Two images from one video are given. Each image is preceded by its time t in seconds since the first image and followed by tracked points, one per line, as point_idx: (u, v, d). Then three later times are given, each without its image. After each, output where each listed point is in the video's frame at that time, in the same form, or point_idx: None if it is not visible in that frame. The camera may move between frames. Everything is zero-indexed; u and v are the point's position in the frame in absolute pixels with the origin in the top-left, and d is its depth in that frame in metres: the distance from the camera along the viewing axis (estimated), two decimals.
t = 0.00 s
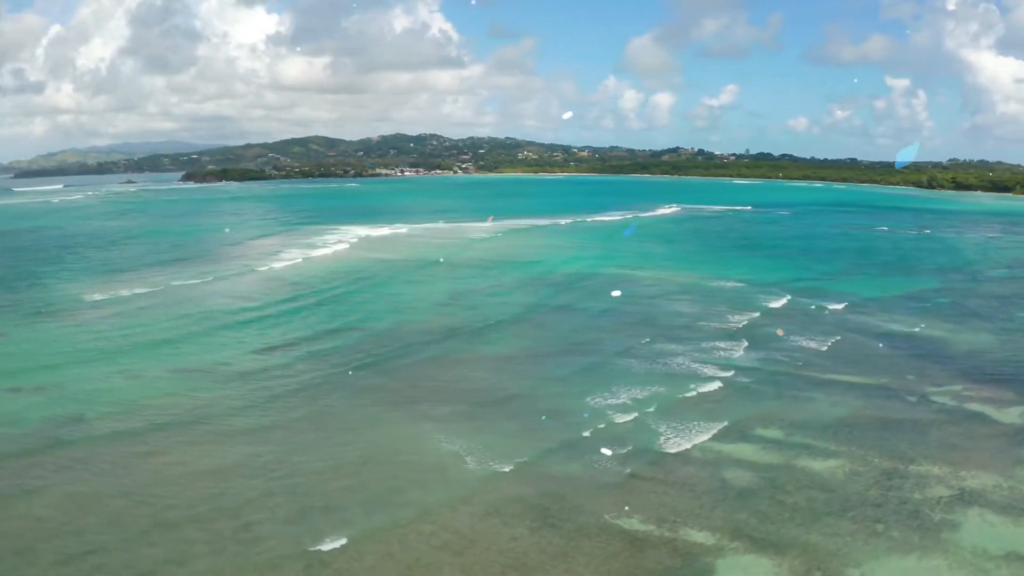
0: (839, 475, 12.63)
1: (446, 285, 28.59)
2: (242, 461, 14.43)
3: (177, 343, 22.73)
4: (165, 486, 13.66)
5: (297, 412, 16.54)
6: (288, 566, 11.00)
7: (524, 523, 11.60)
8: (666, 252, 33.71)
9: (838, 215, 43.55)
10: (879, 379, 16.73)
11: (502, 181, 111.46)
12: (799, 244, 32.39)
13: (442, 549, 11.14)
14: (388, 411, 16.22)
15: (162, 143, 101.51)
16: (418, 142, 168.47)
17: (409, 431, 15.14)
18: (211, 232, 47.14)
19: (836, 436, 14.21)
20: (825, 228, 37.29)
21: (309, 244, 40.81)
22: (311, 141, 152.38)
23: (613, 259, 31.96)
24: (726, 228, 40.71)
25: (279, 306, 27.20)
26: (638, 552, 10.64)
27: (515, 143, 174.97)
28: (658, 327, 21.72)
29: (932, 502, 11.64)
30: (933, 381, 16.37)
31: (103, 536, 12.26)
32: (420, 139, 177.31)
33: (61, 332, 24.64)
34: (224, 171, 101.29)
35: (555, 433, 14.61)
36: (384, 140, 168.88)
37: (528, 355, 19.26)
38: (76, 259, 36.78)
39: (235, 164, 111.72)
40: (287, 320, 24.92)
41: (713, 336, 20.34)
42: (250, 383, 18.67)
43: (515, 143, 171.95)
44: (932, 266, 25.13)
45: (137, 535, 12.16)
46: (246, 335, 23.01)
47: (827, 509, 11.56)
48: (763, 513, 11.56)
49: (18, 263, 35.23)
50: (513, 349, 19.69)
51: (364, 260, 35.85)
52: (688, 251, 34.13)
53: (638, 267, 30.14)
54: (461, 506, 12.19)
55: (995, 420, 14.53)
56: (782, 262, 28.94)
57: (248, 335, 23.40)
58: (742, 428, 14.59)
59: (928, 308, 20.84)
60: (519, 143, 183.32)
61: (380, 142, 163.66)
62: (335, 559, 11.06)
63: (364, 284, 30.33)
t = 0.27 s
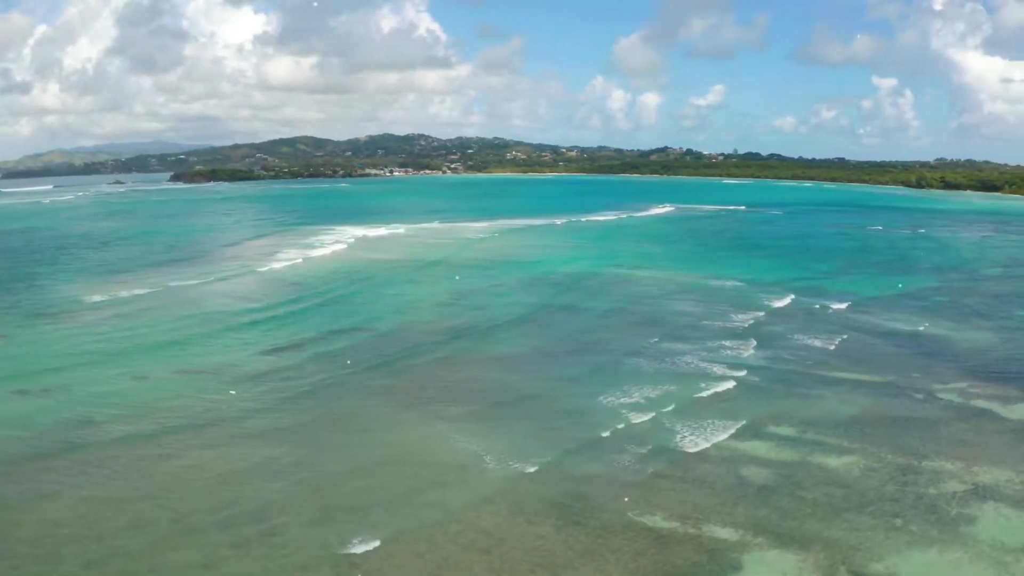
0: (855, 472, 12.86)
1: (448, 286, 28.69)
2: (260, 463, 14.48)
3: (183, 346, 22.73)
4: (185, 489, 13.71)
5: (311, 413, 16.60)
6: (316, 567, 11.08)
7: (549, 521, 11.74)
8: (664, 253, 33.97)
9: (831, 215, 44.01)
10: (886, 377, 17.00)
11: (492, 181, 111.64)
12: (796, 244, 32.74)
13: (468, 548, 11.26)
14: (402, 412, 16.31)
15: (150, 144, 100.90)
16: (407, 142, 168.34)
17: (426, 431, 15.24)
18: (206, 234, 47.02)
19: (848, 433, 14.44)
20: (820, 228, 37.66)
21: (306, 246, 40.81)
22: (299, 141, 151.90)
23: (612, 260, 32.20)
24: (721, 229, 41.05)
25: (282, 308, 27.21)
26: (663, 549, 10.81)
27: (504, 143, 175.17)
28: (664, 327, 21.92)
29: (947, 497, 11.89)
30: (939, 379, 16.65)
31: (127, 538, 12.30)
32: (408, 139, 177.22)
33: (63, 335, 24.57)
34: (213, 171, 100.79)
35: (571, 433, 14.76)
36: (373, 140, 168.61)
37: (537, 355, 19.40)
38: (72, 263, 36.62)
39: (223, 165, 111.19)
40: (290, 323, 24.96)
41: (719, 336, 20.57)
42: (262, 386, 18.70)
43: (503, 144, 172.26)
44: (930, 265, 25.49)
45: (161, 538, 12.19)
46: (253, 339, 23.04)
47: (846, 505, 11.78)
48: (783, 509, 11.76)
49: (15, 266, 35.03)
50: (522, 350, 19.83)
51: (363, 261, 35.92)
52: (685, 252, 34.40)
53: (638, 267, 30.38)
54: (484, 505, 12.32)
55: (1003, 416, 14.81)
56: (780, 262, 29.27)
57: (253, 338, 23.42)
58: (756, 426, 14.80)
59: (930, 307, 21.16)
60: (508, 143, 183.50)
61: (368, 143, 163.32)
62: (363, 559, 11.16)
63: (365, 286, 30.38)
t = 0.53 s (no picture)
0: (870, 468, 13.10)
1: (449, 287, 28.76)
2: (278, 466, 14.53)
3: (190, 351, 22.73)
4: (206, 492, 13.75)
5: (326, 415, 16.67)
6: (345, 567, 11.15)
7: (574, 518, 11.89)
8: (661, 253, 34.24)
9: (824, 215, 44.43)
10: (892, 374, 17.28)
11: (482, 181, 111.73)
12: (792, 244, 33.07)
13: (496, 546, 11.38)
14: (418, 412, 16.39)
15: (138, 145, 100.22)
16: (395, 142, 168.05)
17: (443, 432, 15.33)
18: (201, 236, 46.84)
19: (860, 430, 14.69)
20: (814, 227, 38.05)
21: (303, 248, 40.73)
22: (286, 141, 151.17)
23: (612, 261, 32.42)
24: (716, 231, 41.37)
25: (286, 311, 27.23)
26: (690, 545, 10.98)
27: (492, 143, 175.32)
28: (669, 326, 22.13)
29: (963, 492, 12.15)
30: (945, 376, 16.94)
31: (151, 541, 12.33)
32: (396, 139, 176.84)
33: (67, 340, 24.46)
34: (201, 172, 100.19)
35: (587, 432, 14.92)
36: (361, 140, 168.14)
37: (547, 356, 19.54)
38: (69, 267, 36.38)
39: (211, 165, 110.60)
40: (294, 326, 24.97)
41: (725, 335, 20.79)
42: (274, 388, 18.75)
43: (491, 144, 172.32)
44: (927, 265, 25.87)
45: (185, 542, 12.22)
46: (259, 343, 23.07)
47: (864, 500, 12.01)
48: (803, 505, 11.97)
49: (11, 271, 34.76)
50: (531, 351, 19.97)
51: (363, 262, 35.90)
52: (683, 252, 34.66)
53: (638, 268, 30.61)
54: (508, 505, 12.45)
55: (1010, 412, 15.11)
56: (779, 262, 29.57)
57: (258, 342, 23.42)
58: (768, 423, 15.02)
59: (930, 305, 21.47)
60: (496, 143, 183.63)
61: (356, 143, 162.86)
62: (392, 558, 11.25)
63: (368, 286, 30.43)
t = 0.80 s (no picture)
0: (884, 464, 13.36)
1: (451, 288, 28.87)
2: (297, 467, 14.60)
3: (197, 354, 22.72)
4: (226, 495, 13.80)
5: (341, 416, 16.75)
6: (373, 566, 11.27)
7: (597, 516, 12.06)
8: (659, 254, 34.50)
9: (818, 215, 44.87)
10: (898, 371, 17.57)
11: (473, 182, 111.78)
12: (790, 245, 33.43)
13: (523, 543, 11.52)
14: (433, 412, 16.50)
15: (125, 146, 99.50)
16: (383, 142, 167.72)
17: (460, 431, 15.43)
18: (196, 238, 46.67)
19: (871, 426, 14.95)
20: (810, 228, 38.45)
21: (300, 250, 40.69)
22: (274, 141, 150.59)
23: (611, 261, 32.65)
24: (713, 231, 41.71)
25: (289, 313, 27.25)
26: (715, 541, 11.18)
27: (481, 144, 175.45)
28: (674, 326, 22.36)
29: (976, 486, 12.43)
30: (951, 373, 17.25)
31: (177, 544, 12.38)
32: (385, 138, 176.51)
33: (72, 344, 24.39)
34: (190, 173, 99.62)
35: (604, 431, 15.08)
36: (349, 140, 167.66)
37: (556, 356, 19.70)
38: (66, 272, 36.21)
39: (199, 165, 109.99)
40: (299, 328, 25.01)
41: (731, 334, 21.04)
42: (285, 389, 18.80)
43: (480, 144, 172.35)
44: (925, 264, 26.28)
45: (210, 544, 12.30)
46: (266, 345, 23.09)
47: (882, 496, 12.27)
48: (822, 501, 12.20)
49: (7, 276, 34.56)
50: (540, 351, 20.11)
51: (363, 263, 35.94)
52: (681, 252, 34.94)
53: (638, 268, 30.84)
54: (532, 503, 12.60)
55: (1016, 409, 15.43)
56: (778, 262, 29.90)
57: (264, 343, 23.43)
58: (781, 420, 15.25)
59: (930, 303, 21.81)
60: (485, 143, 183.70)
61: (345, 143, 162.42)
62: (421, 556, 11.37)
63: (369, 286, 30.48)
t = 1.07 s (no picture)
0: (899, 459, 13.62)
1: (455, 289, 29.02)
2: (318, 468, 14.69)
3: (205, 356, 22.76)
4: (249, 497, 13.88)
5: (357, 417, 16.85)
6: (403, 565, 11.40)
7: (622, 513, 12.24)
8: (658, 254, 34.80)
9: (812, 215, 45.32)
10: (905, 368, 17.86)
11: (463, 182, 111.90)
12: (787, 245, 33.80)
13: (551, 541, 11.68)
14: (449, 413, 16.63)
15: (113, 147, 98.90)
16: (372, 142, 167.50)
17: (478, 432, 15.58)
18: (193, 240, 46.60)
19: (883, 423, 15.22)
20: (806, 228, 38.85)
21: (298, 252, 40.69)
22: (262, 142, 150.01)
23: (611, 261, 32.92)
24: (709, 232, 42.06)
25: (293, 313, 27.28)
26: (740, 537, 11.38)
27: (469, 143, 175.51)
28: (680, 326, 22.61)
29: (991, 482, 12.71)
30: (957, 370, 17.56)
31: (204, 547, 12.46)
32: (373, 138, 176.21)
33: (77, 348, 24.37)
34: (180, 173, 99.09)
35: (620, 430, 15.27)
36: (337, 140, 167.28)
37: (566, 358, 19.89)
38: (63, 275, 36.08)
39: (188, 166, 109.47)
40: (305, 328, 25.10)
41: (737, 333, 21.29)
42: (298, 391, 18.87)
43: (469, 143, 172.46)
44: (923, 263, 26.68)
45: (237, 547, 12.38)
46: (274, 346, 23.14)
47: (899, 491, 12.52)
48: (841, 497, 12.43)
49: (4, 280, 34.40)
50: (550, 353, 20.30)
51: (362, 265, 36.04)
52: (680, 253, 35.25)
53: (639, 268, 31.12)
54: (555, 501, 12.77)
55: None
56: (778, 262, 30.25)
57: (272, 344, 23.48)
58: (794, 418, 15.48)
59: (932, 303, 22.17)
60: (474, 143, 183.60)
61: (333, 143, 162.03)
62: (450, 555, 11.50)
63: (371, 287, 30.57)
